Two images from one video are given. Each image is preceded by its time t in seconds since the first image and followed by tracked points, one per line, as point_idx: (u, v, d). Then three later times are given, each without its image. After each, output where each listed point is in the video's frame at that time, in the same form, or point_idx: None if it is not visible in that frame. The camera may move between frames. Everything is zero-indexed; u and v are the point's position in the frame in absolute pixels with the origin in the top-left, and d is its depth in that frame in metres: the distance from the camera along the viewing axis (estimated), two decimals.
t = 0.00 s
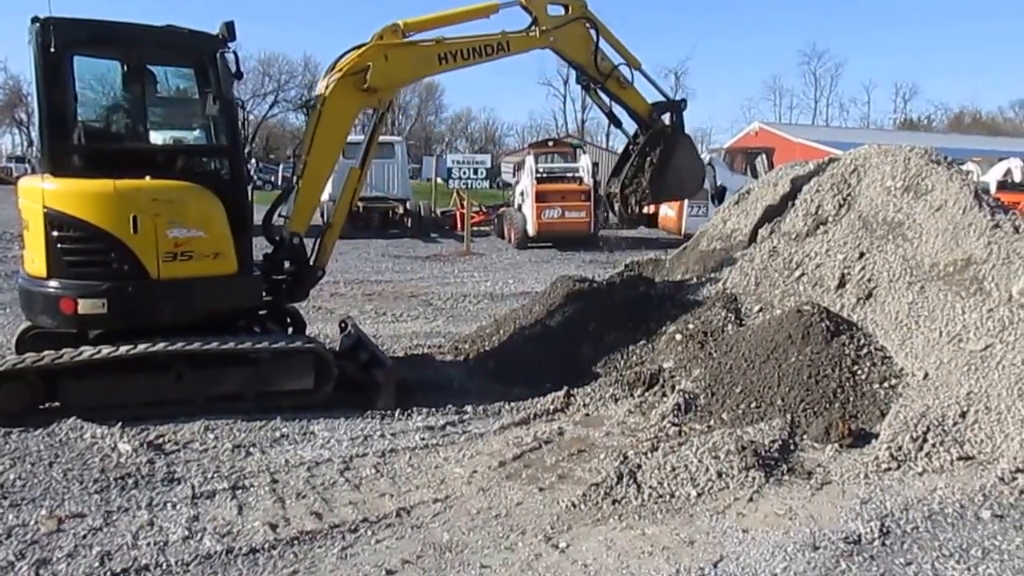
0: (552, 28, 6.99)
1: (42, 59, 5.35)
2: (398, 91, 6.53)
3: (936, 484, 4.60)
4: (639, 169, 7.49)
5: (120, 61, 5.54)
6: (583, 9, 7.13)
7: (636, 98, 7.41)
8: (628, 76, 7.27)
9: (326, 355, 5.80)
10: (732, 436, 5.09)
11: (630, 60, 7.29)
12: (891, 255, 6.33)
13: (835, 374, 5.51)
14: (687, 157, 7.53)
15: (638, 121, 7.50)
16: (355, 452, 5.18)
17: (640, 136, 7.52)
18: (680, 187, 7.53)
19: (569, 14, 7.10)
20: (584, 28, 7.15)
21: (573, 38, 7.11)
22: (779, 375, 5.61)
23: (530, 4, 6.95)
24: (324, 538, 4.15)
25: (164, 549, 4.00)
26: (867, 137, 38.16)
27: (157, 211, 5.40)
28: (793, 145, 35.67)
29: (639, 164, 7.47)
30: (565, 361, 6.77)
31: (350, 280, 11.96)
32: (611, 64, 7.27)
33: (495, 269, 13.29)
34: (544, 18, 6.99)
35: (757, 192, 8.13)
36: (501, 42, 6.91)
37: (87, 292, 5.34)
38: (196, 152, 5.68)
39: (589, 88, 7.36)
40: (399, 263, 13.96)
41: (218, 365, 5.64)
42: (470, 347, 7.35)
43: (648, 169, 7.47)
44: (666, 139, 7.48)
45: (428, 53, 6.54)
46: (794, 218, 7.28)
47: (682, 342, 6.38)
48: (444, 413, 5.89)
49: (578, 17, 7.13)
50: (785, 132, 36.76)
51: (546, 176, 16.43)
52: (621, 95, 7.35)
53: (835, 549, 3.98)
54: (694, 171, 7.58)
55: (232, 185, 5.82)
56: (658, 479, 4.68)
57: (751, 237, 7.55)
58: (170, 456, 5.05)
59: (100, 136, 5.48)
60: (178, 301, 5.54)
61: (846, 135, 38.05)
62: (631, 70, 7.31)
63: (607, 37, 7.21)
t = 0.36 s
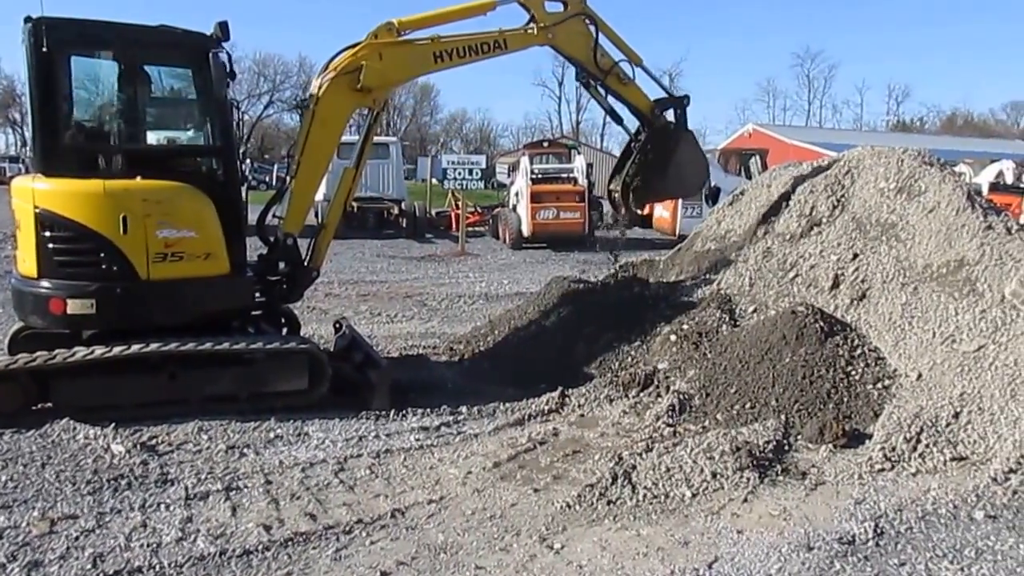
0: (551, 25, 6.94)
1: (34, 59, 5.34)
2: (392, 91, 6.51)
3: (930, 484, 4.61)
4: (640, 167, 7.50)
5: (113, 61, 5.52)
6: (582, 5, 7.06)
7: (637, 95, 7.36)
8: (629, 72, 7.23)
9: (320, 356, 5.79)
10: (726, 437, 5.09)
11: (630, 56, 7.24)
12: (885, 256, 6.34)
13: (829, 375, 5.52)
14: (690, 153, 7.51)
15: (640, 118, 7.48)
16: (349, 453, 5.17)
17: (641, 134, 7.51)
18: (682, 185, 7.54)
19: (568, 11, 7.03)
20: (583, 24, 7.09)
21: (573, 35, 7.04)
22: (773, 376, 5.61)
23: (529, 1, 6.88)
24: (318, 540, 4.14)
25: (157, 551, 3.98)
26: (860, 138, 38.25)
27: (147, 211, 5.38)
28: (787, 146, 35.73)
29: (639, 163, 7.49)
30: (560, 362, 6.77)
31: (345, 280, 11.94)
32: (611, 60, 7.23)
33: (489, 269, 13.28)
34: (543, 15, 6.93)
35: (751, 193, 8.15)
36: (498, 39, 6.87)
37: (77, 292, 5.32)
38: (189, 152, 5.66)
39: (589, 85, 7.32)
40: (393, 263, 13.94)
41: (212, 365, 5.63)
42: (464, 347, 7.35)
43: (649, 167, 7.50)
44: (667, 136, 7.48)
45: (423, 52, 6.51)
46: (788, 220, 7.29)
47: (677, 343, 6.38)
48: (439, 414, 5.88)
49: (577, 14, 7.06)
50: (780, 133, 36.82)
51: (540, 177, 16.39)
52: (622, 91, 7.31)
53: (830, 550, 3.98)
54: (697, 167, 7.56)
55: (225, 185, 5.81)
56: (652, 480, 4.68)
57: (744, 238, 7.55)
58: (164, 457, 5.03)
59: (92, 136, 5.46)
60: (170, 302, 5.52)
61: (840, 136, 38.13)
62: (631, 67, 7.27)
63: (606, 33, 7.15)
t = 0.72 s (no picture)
0: (552, 24, 6.88)
1: (25, 59, 5.31)
2: (387, 91, 6.49)
3: (923, 485, 4.62)
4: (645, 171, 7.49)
5: (106, 60, 5.50)
6: (585, 4, 7.01)
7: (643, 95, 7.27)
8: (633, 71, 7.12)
9: (314, 357, 5.78)
10: (721, 438, 5.10)
11: (636, 55, 7.12)
12: (879, 257, 6.36)
13: (823, 375, 5.52)
14: (697, 155, 7.33)
15: (646, 118, 7.39)
16: (344, 454, 5.16)
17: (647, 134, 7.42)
18: (691, 188, 7.38)
19: (570, 9, 6.98)
20: (586, 23, 7.01)
21: (575, 34, 6.98)
22: (768, 377, 5.61)
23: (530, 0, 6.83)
24: (313, 541, 4.13)
25: (151, 553, 3.97)
26: (854, 140, 38.33)
27: (134, 212, 5.33)
28: (781, 147, 35.80)
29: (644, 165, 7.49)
30: (555, 363, 6.77)
31: (339, 280, 11.92)
32: (615, 59, 7.12)
33: (484, 270, 13.26)
34: (544, 14, 6.88)
35: (745, 194, 8.17)
36: (498, 38, 6.84)
37: (65, 292, 5.30)
38: (182, 152, 5.65)
39: (593, 85, 7.22)
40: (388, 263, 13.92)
41: (206, 366, 5.61)
42: (459, 347, 7.35)
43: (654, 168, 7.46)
44: (673, 136, 7.37)
45: (418, 52, 6.49)
46: (782, 221, 7.31)
47: (672, 343, 6.39)
48: (434, 415, 5.87)
49: (580, 13, 7.00)
50: (774, 134, 36.89)
51: (535, 178, 16.40)
52: (627, 91, 7.21)
53: (824, 550, 3.99)
54: (704, 171, 7.37)
55: (217, 185, 5.79)
56: (647, 480, 4.69)
57: (739, 238, 7.56)
58: (157, 458, 5.02)
59: (84, 136, 5.45)
60: (163, 303, 5.50)
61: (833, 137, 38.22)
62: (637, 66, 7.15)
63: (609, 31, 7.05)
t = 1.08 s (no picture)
0: (554, 21, 6.80)
1: (15, 59, 5.30)
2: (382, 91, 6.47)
3: (916, 485, 4.63)
4: (653, 172, 7.45)
5: (98, 60, 5.48)
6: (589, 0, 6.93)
7: (653, 94, 7.29)
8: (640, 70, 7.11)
9: (308, 358, 5.78)
10: (715, 438, 5.10)
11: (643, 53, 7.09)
12: (872, 258, 6.38)
13: (817, 376, 5.53)
14: (709, 158, 7.26)
15: (654, 117, 7.40)
16: (338, 454, 5.15)
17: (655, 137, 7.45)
18: (700, 188, 7.29)
19: (574, 6, 6.90)
20: (592, 20, 6.97)
21: (580, 31, 6.93)
22: (761, 377, 5.62)
23: None
24: (307, 541, 4.12)
25: (144, 554, 3.96)
26: (847, 141, 38.42)
27: (119, 212, 5.30)
28: (774, 148, 35.88)
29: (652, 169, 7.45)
30: (549, 363, 6.77)
31: (333, 281, 11.90)
32: (622, 58, 7.10)
33: (478, 270, 13.25)
34: (545, 11, 6.80)
35: (739, 195, 8.19)
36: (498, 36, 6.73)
37: (50, 292, 5.28)
38: (173, 153, 5.63)
39: (599, 84, 7.21)
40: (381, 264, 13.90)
41: (199, 367, 5.59)
42: (453, 348, 7.35)
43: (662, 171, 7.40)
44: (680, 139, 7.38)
45: (414, 50, 6.44)
46: (776, 222, 7.34)
47: (666, 344, 6.40)
48: (428, 415, 5.87)
49: (583, 10, 6.92)
50: (767, 135, 36.95)
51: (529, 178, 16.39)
52: (633, 90, 7.22)
53: (818, 550, 3.99)
54: (716, 175, 7.31)
55: (208, 186, 5.76)
56: (641, 480, 4.69)
57: (732, 239, 7.57)
58: (151, 459, 5.00)
59: (74, 136, 5.43)
60: (155, 303, 5.49)
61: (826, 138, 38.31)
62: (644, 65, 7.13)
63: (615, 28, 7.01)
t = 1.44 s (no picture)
0: (558, 17, 6.78)
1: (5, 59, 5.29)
2: (378, 90, 6.47)
3: (910, 485, 4.64)
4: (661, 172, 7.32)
5: (90, 60, 5.46)
6: None
7: (664, 93, 7.21)
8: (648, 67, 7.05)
9: (302, 358, 5.77)
10: (709, 438, 5.11)
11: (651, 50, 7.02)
12: (866, 258, 6.40)
13: (810, 376, 5.55)
14: (719, 159, 7.18)
15: (664, 117, 7.32)
16: (332, 455, 5.14)
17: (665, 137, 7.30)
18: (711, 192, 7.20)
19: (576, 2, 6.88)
20: (597, 16, 6.92)
21: (584, 27, 6.91)
22: (755, 377, 5.63)
23: None
24: (301, 542, 4.12)
25: (138, 555, 3.95)
26: (840, 142, 38.49)
27: (102, 212, 5.27)
28: (768, 149, 35.93)
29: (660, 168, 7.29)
30: (543, 363, 6.77)
31: (327, 281, 11.88)
32: (630, 55, 7.04)
33: (473, 271, 13.25)
34: (549, 7, 6.78)
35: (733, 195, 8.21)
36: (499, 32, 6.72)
37: (35, 292, 5.26)
38: (165, 153, 5.61)
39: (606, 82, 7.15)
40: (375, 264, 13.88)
41: (192, 368, 5.58)
42: (447, 348, 7.34)
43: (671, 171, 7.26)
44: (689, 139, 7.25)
45: (410, 48, 6.43)
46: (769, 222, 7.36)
47: (660, 344, 6.41)
48: (423, 415, 5.87)
49: (587, 6, 6.89)
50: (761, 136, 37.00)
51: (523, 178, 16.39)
52: (641, 88, 7.15)
53: (812, 550, 4.00)
54: (728, 177, 7.24)
55: (200, 187, 5.75)
56: (636, 480, 4.69)
57: (726, 239, 7.59)
58: (144, 460, 4.99)
59: (63, 135, 5.41)
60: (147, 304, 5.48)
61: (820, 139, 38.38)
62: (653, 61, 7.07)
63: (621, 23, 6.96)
